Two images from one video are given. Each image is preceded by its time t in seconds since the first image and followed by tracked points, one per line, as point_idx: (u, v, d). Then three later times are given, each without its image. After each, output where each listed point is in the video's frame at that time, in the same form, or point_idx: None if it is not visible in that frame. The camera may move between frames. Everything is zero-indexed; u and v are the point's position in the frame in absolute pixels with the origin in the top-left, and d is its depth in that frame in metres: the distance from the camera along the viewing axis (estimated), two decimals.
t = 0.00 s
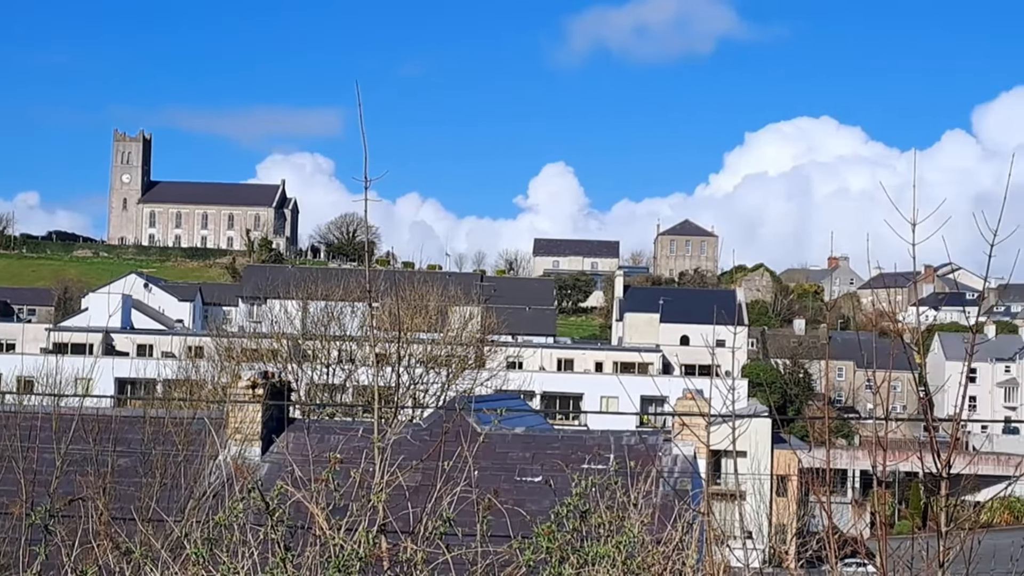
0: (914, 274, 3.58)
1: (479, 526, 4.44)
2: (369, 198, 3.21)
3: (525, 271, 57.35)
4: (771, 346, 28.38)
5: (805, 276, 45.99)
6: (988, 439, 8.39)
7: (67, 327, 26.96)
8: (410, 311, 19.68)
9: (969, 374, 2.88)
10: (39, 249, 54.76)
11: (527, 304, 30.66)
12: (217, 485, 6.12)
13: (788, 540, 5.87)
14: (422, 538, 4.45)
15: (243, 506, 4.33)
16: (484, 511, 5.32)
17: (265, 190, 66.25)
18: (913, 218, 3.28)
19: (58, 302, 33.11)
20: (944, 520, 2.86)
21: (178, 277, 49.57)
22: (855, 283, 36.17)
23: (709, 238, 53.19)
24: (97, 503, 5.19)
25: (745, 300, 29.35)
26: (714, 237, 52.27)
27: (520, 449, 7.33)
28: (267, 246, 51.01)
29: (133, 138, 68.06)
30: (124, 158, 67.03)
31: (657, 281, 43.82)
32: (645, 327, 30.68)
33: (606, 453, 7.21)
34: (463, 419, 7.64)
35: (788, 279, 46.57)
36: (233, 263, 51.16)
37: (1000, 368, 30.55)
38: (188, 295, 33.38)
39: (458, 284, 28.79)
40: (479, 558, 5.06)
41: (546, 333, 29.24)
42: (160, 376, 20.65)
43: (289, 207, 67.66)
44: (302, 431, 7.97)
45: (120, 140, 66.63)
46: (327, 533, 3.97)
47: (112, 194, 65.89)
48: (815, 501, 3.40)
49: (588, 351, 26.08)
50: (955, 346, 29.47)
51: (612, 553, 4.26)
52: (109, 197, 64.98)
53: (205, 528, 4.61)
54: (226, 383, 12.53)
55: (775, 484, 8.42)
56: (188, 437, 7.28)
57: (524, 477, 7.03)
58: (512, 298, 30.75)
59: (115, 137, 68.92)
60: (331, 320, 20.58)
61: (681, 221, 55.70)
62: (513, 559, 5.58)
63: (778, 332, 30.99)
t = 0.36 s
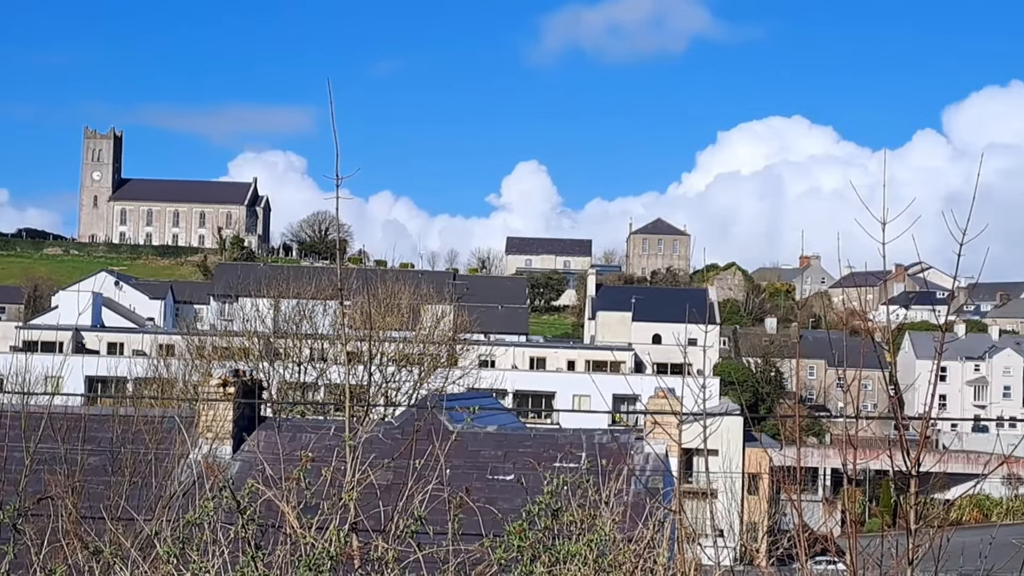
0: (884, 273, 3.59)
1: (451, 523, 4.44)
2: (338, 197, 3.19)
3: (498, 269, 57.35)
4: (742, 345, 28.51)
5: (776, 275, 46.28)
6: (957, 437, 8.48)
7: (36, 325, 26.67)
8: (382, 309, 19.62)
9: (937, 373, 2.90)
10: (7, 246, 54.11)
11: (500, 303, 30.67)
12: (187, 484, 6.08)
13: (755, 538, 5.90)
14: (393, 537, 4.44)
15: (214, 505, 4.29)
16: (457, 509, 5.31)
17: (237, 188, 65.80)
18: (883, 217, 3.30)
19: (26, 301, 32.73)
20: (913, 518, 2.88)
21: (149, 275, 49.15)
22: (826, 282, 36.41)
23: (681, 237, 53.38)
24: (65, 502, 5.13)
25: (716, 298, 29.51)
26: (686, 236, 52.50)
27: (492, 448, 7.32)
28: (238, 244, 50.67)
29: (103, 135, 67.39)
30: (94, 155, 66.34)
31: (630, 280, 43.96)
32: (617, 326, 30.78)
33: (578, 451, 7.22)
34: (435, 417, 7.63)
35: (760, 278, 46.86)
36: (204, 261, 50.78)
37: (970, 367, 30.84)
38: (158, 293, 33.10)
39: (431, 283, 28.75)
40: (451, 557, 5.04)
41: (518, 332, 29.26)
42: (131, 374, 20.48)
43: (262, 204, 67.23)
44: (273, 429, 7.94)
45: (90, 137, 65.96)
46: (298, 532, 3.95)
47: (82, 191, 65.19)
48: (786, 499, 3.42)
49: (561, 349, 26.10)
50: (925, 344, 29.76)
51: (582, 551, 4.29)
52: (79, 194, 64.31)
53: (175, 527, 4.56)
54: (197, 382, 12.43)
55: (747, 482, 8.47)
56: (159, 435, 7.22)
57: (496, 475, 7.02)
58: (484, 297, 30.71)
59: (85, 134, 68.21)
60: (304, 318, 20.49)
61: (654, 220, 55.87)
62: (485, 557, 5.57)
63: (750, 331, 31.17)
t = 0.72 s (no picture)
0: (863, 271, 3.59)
1: (429, 521, 4.42)
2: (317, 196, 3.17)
3: (477, 267, 57.30)
4: (721, 343, 28.62)
5: (754, 273, 46.46)
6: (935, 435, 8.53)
7: (12, 322, 26.42)
8: (360, 306, 19.56)
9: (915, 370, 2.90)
10: None
11: (479, 300, 30.64)
12: (165, 481, 6.04)
13: (732, 536, 5.93)
14: (370, 534, 4.43)
15: (191, 503, 4.25)
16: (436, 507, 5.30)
17: (216, 185, 65.38)
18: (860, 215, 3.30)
19: (3, 298, 32.42)
20: (890, 516, 2.88)
21: (126, 272, 48.78)
22: (804, 280, 36.58)
23: (660, 235, 53.50)
24: (42, 500, 5.08)
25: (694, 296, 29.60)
26: (665, 234, 52.60)
27: (471, 446, 7.31)
28: (217, 241, 50.37)
29: (81, 131, 66.81)
30: (72, 152, 65.74)
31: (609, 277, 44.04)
32: (596, 324, 30.83)
33: (556, 449, 7.22)
34: (413, 415, 7.61)
35: (738, 275, 47.05)
36: (182, 258, 50.48)
37: (947, 365, 31.03)
38: (136, 290, 32.85)
39: (410, 280, 28.69)
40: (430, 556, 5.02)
41: (497, 329, 29.25)
42: (108, 371, 20.33)
43: (241, 201, 66.85)
44: (251, 427, 7.89)
45: (68, 134, 65.37)
46: (276, 529, 3.92)
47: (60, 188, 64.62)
48: (764, 496, 3.42)
49: (540, 347, 26.10)
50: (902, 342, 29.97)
51: (560, 549, 4.29)
52: (56, 191, 63.72)
53: (153, 524, 4.51)
54: (175, 380, 12.34)
55: (725, 479, 8.51)
56: (136, 432, 7.17)
57: (474, 473, 7.02)
58: (463, 295, 30.68)
59: (62, 130, 67.61)
60: (282, 316, 20.39)
61: (633, 218, 55.95)
62: (464, 555, 5.57)
63: (728, 328, 31.31)
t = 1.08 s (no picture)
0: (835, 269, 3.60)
1: (401, 519, 4.42)
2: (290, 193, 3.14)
3: (450, 265, 57.23)
4: (693, 341, 28.75)
5: (727, 272, 46.68)
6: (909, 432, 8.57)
7: None
8: (333, 304, 19.49)
9: (885, 369, 2.92)
10: None
11: (452, 298, 30.59)
12: (135, 480, 5.99)
13: (704, 534, 5.97)
14: (342, 532, 4.42)
15: (161, 501, 4.20)
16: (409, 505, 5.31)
17: (189, 182, 64.86)
18: (833, 214, 3.33)
19: None
20: (861, 514, 2.90)
21: (97, 270, 48.30)
22: (776, 279, 36.79)
23: (633, 234, 53.65)
24: (11, 499, 5.01)
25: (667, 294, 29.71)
26: (638, 232, 52.76)
27: (443, 444, 7.30)
28: (189, 239, 50.00)
29: (52, 129, 66.09)
30: (43, 149, 65.03)
31: (582, 276, 44.10)
32: (569, 322, 30.88)
33: (528, 447, 7.23)
34: (385, 413, 7.59)
35: (711, 274, 47.25)
36: (154, 255, 50.08)
37: (918, 363, 31.28)
38: (108, 288, 32.56)
39: (383, 278, 28.62)
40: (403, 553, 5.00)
41: (470, 327, 29.24)
42: (79, 369, 20.13)
43: (214, 199, 66.33)
44: (222, 425, 7.84)
45: (39, 131, 64.63)
46: (247, 527, 3.90)
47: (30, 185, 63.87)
48: (736, 492, 3.45)
49: (512, 345, 26.10)
50: (874, 341, 30.17)
51: (531, 547, 4.31)
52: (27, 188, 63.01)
53: (123, 523, 4.46)
54: (146, 378, 12.21)
55: (697, 478, 8.56)
56: (107, 431, 7.10)
57: (447, 471, 7.01)
58: (437, 293, 30.62)
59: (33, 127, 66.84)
60: (254, 314, 20.28)
61: (606, 216, 56.06)
62: (437, 553, 5.57)
63: (701, 327, 31.44)
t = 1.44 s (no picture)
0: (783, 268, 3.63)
1: (350, 520, 4.39)
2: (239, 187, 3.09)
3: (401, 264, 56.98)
4: (642, 340, 28.93)
5: (676, 271, 47.04)
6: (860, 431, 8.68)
7: None
8: (282, 303, 19.29)
9: (832, 368, 2.94)
10: None
11: (402, 297, 30.46)
12: (81, 479, 5.87)
13: (653, 532, 5.99)
14: (290, 533, 4.38)
15: (107, 501, 4.13)
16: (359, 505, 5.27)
17: (137, 180, 63.79)
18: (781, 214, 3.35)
19: None
20: (807, 512, 2.93)
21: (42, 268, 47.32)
22: (725, 278, 37.13)
23: (584, 233, 53.81)
24: None
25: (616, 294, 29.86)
26: (588, 232, 52.97)
27: (393, 443, 7.26)
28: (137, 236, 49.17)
29: None
30: None
31: (533, 275, 44.16)
32: (519, 321, 30.90)
33: (477, 447, 7.22)
34: (334, 412, 7.53)
35: (661, 273, 47.58)
36: (101, 253, 49.19)
37: (865, 362, 31.77)
38: (53, 286, 31.90)
39: (332, 277, 28.40)
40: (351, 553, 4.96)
41: (420, 326, 29.13)
42: (23, 368, 19.71)
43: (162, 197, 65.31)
44: (170, 424, 7.72)
45: None
46: (193, 527, 3.84)
47: None
48: (686, 490, 3.47)
49: (462, 343, 26.07)
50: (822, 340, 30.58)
51: (480, 546, 4.29)
52: None
53: (67, 524, 4.36)
54: (91, 377, 11.98)
55: (647, 477, 8.60)
56: (51, 430, 6.95)
57: (396, 470, 6.96)
58: (387, 292, 30.46)
59: None
60: (202, 312, 20.01)
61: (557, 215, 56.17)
62: (386, 552, 5.53)
63: (650, 326, 31.65)
